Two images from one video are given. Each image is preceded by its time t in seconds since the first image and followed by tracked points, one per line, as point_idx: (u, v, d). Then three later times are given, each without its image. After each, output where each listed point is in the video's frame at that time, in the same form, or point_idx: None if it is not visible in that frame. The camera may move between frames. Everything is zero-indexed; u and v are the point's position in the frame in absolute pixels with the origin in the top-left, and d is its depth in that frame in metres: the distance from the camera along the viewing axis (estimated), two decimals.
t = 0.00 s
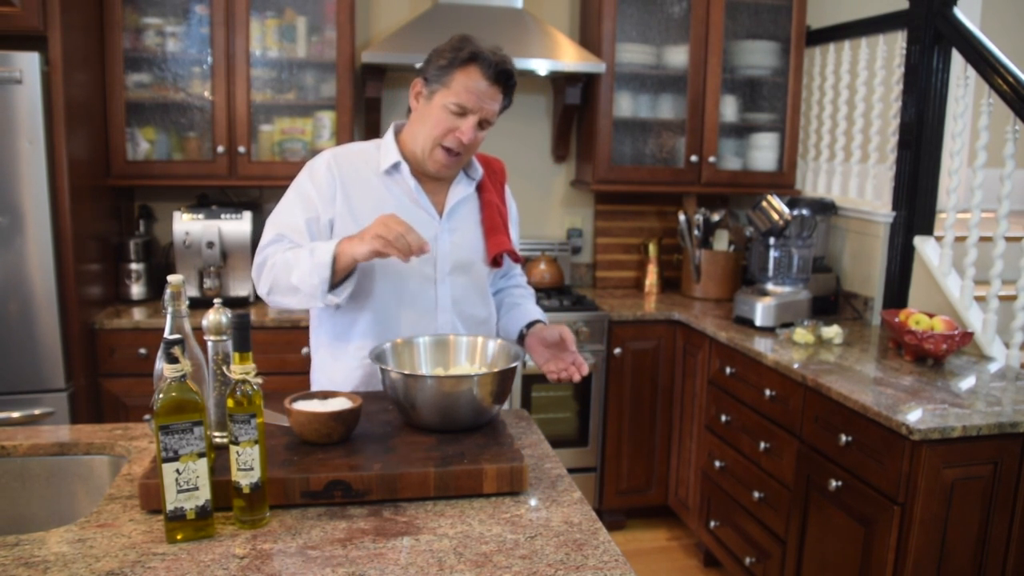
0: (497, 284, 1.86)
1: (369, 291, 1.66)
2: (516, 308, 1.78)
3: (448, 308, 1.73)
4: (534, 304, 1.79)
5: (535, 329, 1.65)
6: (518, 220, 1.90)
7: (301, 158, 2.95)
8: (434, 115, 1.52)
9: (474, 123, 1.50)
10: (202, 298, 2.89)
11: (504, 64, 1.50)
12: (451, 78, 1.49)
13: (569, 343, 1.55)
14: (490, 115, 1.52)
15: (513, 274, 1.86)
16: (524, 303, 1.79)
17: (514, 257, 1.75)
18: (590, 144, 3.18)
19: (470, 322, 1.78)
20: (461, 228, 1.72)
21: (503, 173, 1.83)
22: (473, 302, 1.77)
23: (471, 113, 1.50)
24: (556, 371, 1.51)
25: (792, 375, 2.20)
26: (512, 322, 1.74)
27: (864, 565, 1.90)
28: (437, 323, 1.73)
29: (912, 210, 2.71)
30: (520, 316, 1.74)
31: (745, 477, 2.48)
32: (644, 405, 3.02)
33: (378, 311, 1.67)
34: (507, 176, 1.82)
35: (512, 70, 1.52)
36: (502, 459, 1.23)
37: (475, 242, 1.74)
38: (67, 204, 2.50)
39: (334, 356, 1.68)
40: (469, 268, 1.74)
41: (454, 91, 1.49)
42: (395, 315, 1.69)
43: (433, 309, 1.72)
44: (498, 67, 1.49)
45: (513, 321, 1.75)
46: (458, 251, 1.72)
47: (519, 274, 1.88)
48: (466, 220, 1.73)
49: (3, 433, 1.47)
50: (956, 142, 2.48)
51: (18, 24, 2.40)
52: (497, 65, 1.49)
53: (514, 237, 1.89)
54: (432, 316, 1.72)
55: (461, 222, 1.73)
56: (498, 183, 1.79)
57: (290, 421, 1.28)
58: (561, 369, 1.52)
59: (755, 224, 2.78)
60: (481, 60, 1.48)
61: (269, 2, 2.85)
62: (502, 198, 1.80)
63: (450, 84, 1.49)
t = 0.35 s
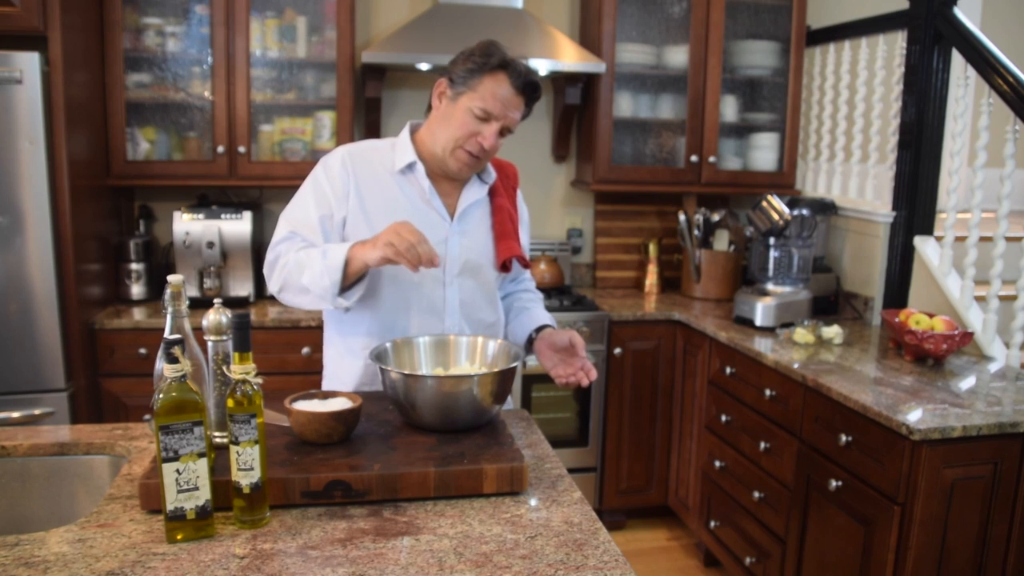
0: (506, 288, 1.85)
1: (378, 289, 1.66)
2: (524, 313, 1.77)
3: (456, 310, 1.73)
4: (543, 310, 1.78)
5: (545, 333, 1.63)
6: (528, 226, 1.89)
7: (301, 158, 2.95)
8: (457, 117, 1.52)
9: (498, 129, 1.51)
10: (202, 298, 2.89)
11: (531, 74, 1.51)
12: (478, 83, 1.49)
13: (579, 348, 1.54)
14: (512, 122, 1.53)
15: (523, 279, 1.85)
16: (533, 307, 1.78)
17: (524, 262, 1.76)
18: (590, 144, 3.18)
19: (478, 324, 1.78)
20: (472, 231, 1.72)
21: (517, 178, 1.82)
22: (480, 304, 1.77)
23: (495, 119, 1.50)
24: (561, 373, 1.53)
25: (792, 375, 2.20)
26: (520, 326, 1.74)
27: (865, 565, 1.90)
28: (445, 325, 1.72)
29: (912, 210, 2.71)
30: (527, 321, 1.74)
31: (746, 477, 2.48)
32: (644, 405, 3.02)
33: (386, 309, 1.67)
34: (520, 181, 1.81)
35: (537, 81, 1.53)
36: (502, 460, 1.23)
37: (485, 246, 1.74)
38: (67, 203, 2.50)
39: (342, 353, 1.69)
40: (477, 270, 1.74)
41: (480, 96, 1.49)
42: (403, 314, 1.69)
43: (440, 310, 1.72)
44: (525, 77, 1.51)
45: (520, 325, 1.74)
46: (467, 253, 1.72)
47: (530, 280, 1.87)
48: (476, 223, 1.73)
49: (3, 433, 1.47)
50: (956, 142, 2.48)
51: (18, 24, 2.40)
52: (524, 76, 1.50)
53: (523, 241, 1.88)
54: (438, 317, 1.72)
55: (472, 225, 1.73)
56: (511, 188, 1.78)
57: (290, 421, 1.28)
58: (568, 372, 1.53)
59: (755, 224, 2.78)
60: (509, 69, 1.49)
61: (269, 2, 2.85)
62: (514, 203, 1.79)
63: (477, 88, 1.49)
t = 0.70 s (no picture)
0: (515, 289, 1.85)
1: (382, 289, 1.66)
2: (532, 316, 1.76)
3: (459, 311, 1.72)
4: (551, 313, 1.76)
5: (551, 336, 1.64)
6: (538, 229, 1.88)
7: (301, 158, 2.95)
8: (466, 100, 1.54)
9: (506, 108, 1.52)
10: (202, 298, 2.89)
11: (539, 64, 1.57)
12: (487, 68, 1.54)
13: (584, 354, 1.54)
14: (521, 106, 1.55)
15: (533, 281, 1.86)
16: (541, 312, 1.77)
17: (530, 263, 1.74)
18: (590, 144, 3.18)
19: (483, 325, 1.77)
20: (478, 232, 1.71)
21: (527, 179, 1.80)
22: (486, 306, 1.76)
23: (504, 99, 1.52)
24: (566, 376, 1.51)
25: (792, 375, 2.20)
26: (526, 329, 1.72)
27: (865, 565, 1.90)
28: (448, 325, 1.72)
29: (912, 210, 2.71)
30: (534, 324, 1.72)
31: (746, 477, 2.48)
32: (644, 405, 3.02)
33: (390, 310, 1.68)
34: (530, 183, 1.80)
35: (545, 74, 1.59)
36: (502, 460, 1.23)
37: (492, 247, 1.73)
38: (67, 203, 2.50)
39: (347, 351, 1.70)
40: (482, 272, 1.73)
41: (489, 77, 1.53)
42: (407, 315, 1.69)
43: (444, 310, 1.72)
44: (534, 66, 1.57)
45: (528, 327, 1.73)
46: (473, 254, 1.71)
47: (540, 283, 1.87)
48: (483, 225, 1.72)
49: (2, 433, 1.47)
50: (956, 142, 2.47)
51: (17, 24, 2.40)
52: (532, 64, 1.57)
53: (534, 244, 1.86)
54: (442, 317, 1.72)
55: (478, 226, 1.72)
56: (520, 190, 1.77)
57: (290, 421, 1.28)
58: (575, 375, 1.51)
59: (755, 224, 2.78)
60: (518, 58, 1.55)
61: (269, 2, 2.85)
62: (523, 205, 1.78)
63: (486, 72, 1.54)
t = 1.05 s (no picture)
0: (525, 291, 1.85)
1: (389, 289, 1.66)
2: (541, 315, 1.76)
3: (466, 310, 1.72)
4: (560, 313, 1.76)
5: (558, 336, 1.63)
6: (548, 227, 1.88)
7: (301, 158, 2.95)
8: (465, 106, 1.54)
9: (503, 114, 1.50)
10: (202, 298, 2.89)
11: (539, 63, 1.54)
12: (485, 72, 1.53)
13: (593, 352, 1.54)
14: (519, 108, 1.53)
15: (542, 282, 1.84)
16: (550, 311, 1.76)
17: (537, 263, 1.74)
18: (590, 144, 3.18)
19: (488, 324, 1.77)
20: (485, 231, 1.71)
21: (535, 179, 1.80)
22: (492, 306, 1.76)
23: (501, 105, 1.51)
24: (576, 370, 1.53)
25: (792, 375, 2.19)
26: (535, 328, 1.72)
27: (865, 565, 1.90)
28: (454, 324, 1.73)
29: (912, 210, 2.71)
30: (543, 323, 1.71)
31: (746, 477, 2.48)
32: (644, 405, 3.02)
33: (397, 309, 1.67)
34: (539, 183, 1.79)
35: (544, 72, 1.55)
36: (502, 459, 1.23)
37: (499, 246, 1.73)
38: (67, 203, 2.49)
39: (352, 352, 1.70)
40: (489, 271, 1.73)
41: (487, 82, 1.51)
42: (414, 314, 1.69)
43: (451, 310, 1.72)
44: (531, 65, 1.53)
45: (536, 327, 1.72)
46: (480, 253, 1.71)
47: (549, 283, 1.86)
48: (490, 224, 1.72)
49: (2, 433, 1.47)
50: (956, 142, 2.47)
51: (18, 23, 2.40)
52: (529, 63, 1.53)
53: (543, 243, 1.86)
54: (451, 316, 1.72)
55: (485, 224, 1.71)
56: (529, 190, 1.76)
57: (290, 421, 1.28)
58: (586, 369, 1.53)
59: (755, 224, 2.78)
60: (514, 57, 1.52)
61: (269, 2, 2.85)
62: (532, 205, 1.77)
63: (484, 76, 1.52)
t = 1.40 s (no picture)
0: (537, 291, 1.84)
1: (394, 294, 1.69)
2: (548, 318, 1.74)
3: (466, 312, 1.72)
4: (570, 316, 1.74)
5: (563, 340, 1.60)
6: (563, 229, 1.83)
7: (301, 158, 2.95)
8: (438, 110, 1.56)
9: (462, 107, 1.50)
10: (202, 298, 2.89)
11: (492, 46, 1.48)
12: (451, 70, 1.54)
13: (594, 359, 1.52)
14: (482, 98, 1.49)
15: (555, 283, 1.84)
16: (560, 314, 1.74)
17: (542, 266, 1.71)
18: (590, 144, 3.18)
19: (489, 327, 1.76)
20: (488, 233, 1.70)
21: (547, 180, 1.77)
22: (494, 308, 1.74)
23: (462, 98, 1.50)
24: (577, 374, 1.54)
25: (792, 375, 2.19)
26: (543, 331, 1.70)
27: (864, 565, 1.90)
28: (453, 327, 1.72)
29: (912, 210, 2.71)
30: (551, 327, 1.70)
31: (746, 477, 2.48)
32: (644, 405, 3.02)
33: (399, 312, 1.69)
34: (550, 184, 1.76)
35: (504, 54, 1.49)
36: (502, 460, 1.23)
37: (503, 248, 1.71)
38: (67, 203, 2.49)
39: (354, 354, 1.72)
40: (491, 274, 1.71)
41: (448, 82, 1.52)
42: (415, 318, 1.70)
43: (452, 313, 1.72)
44: (485, 49, 1.49)
45: (543, 329, 1.72)
46: (481, 256, 1.70)
47: (563, 284, 1.85)
48: (496, 225, 1.71)
49: (2, 433, 1.47)
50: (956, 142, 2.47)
51: (18, 24, 2.40)
52: (484, 48, 1.49)
53: (557, 245, 1.82)
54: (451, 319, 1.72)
55: (489, 226, 1.70)
56: (538, 191, 1.73)
57: (290, 421, 1.28)
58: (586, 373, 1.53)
59: (755, 224, 2.78)
60: (471, 46, 1.50)
61: (269, 2, 2.85)
62: (541, 207, 1.74)
63: (451, 74, 1.54)
